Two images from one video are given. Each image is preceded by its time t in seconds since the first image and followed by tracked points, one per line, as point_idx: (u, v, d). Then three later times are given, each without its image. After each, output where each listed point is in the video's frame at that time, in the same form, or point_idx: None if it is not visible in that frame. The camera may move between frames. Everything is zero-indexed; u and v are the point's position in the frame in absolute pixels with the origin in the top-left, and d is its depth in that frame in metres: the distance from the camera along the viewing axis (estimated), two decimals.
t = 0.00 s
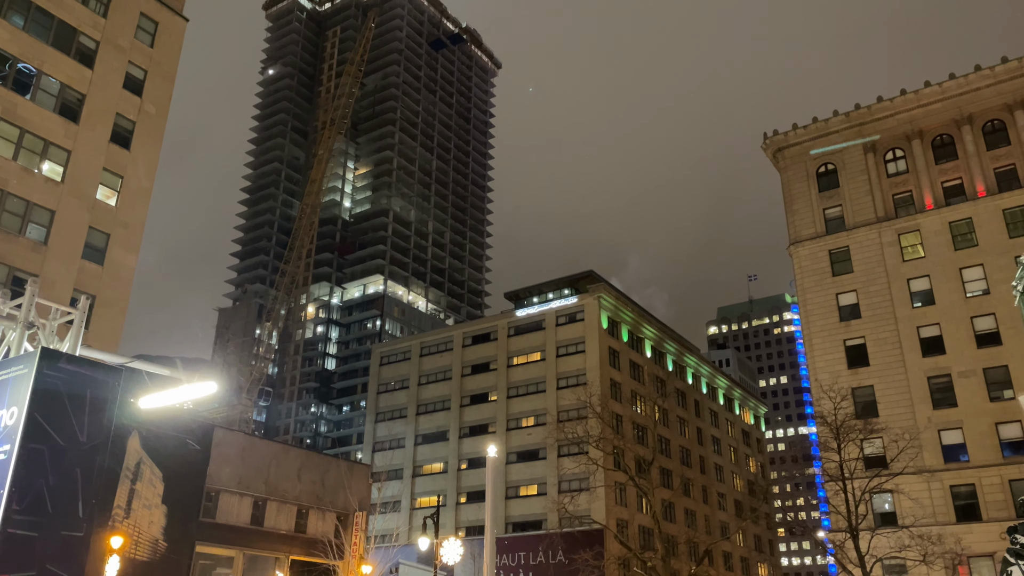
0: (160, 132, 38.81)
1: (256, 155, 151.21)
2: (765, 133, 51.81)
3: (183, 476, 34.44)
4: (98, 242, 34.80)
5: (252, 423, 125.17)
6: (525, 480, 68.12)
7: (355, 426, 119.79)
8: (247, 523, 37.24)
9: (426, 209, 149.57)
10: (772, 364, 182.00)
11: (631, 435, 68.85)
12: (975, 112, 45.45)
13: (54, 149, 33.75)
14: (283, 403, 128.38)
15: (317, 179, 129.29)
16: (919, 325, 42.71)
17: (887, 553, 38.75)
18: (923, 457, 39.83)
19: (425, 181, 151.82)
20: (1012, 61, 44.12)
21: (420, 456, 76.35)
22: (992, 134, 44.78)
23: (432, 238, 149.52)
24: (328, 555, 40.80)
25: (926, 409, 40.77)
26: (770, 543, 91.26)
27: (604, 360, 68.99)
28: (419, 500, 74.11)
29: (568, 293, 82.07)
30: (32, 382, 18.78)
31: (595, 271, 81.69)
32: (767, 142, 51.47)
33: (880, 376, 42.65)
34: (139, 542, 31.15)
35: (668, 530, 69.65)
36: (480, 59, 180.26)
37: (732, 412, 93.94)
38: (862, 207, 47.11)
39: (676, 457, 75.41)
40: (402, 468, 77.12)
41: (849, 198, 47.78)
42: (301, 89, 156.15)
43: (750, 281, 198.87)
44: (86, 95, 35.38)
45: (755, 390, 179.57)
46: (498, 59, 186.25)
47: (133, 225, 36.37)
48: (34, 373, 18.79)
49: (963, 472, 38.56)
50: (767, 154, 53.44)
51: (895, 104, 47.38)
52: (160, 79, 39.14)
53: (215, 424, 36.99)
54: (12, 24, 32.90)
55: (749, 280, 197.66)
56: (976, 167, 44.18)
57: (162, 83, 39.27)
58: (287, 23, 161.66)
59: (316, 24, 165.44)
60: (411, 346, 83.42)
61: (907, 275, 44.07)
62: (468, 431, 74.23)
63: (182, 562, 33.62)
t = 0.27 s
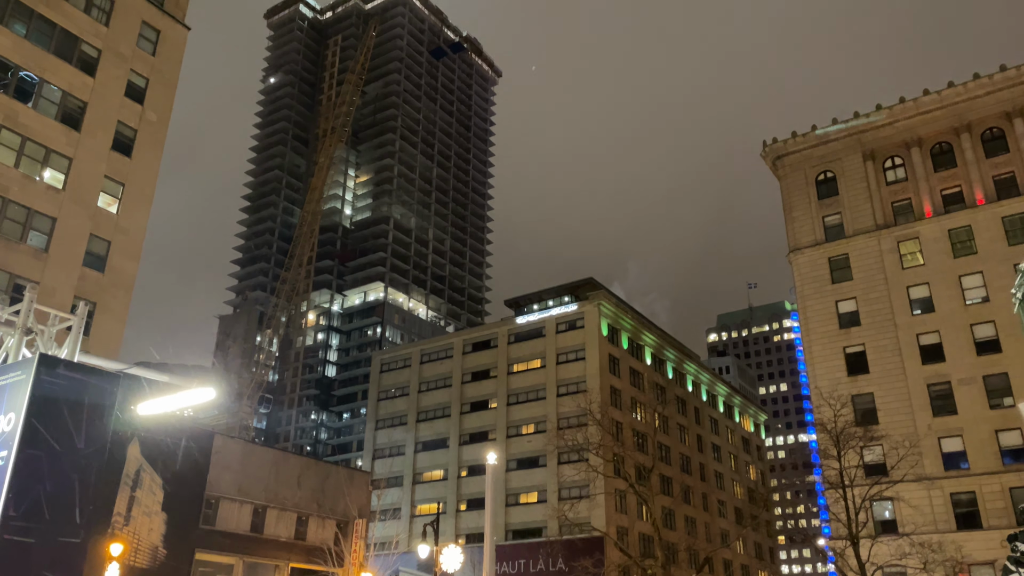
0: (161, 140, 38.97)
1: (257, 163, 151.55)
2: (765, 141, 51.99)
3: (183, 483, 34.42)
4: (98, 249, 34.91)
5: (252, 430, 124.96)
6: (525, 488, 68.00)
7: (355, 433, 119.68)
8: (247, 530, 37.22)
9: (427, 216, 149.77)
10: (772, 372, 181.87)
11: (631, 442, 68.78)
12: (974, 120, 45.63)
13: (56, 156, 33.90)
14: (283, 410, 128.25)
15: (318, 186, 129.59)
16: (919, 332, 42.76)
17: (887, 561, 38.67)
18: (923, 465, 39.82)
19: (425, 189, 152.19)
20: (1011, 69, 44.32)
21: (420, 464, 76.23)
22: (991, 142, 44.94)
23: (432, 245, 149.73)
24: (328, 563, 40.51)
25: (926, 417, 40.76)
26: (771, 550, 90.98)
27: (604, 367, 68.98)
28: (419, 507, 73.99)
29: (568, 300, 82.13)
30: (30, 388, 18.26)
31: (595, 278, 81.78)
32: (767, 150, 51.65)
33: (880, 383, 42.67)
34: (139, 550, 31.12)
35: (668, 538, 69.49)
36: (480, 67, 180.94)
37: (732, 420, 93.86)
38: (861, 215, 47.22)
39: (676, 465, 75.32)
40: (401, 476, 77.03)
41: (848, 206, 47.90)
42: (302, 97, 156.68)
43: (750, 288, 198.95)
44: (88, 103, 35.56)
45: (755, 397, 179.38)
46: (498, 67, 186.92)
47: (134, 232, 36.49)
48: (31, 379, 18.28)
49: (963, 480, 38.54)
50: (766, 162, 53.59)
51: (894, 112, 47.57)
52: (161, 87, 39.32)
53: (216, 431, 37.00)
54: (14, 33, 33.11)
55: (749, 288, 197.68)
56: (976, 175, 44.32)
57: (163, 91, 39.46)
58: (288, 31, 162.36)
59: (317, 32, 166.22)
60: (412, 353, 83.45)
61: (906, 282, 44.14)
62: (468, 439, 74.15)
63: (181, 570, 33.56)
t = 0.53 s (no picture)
0: (160, 148, 38.93)
1: (256, 170, 151.64)
2: (764, 149, 52.07)
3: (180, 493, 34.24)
4: (96, 257, 34.80)
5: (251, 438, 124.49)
6: (524, 497, 67.70)
7: (354, 441, 119.35)
8: (244, 540, 37.00)
9: (426, 224, 149.71)
10: (772, 380, 181.52)
11: (630, 451, 68.53)
12: (973, 128, 45.66)
13: (54, 164, 33.83)
14: (281, 419, 127.86)
15: (317, 194, 129.65)
16: (919, 341, 42.65)
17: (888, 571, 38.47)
18: (924, 474, 39.65)
19: (424, 197, 152.27)
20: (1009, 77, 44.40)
21: (419, 473, 75.90)
22: (990, 150, 44.96)
23: (431, 253, 149.68)
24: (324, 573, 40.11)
25: (926, 426, 40.61)
26: (771, 560, 90.56)
27: (603, 376, 68.81)
28: (417, 517, 73.61)
29: (568, 308, 82.01)
30: (17, 395, 21.82)
31: (595, 286, 81.67)
32: (766, 158, 51.71)
33: (880, 392, 42.53)
34: (136, 559, 30.95)
35: (668, 547, 69.15)
36: (480, 75, 181.37)
37: (732, 428, 93.58)
38: (861, 222, 47.20)
39: (676, 474, 75.03)
40: (400, 485, 76.67)
41: (848, 214, 47.88)
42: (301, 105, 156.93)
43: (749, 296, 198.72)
44: (87, 111, 35.54)
45: (755, 406, 178.97)
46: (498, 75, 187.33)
47: (132, 240, 36.38)
48: (18, 386, 21.75)
49: (964, 489, 38.35)
50: (766, 170, 53.64)
51: (893, 120, 47.63)
52: (160, 95, 39.32)
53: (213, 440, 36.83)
54: (13, 40, 33.10)
55: (748, 296, 197.41)
56: (975, 183, 44.32)
57: (163, 98, 39.45)
58: (288, 39, 162.82)
59: (317, 41, 166.71)
60: (410, 361, 83.27)
61: (906, 291, 44.06)
62: (467, 447, 73.89)
63: None
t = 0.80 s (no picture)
0: (158, 151, 38.92)
1: (255, 174, 151.63)
2: (762, 153, 52.11)
3: (176, 497, 34.19)
4: (93, 260, 34.73)
5: (249, 442, 124.07)
6: (523, 501, 67.55)
7: (353, 445, 119.20)
8: (241, 544, 36.81)
9: (425, 228, 149.69)
10: (772, 384, 181.35)
11: (629, 455, 68.40)
12: (972, 132, 45.66)
13: (51, 168, 33.77)
14: (280, 423, 127.61)
15: (316, 198, 129.56)
16: (917, 345, 42.61)
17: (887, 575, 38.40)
18: (923, 478, 39.55)
19: (424, 201, 152.27)
20: (1007, 81, 44.44)
21: (417, 477, 75.69)
22: (989, 154, 44.95)
23: (431, 257, 149.61)
24: None
25: (925, 429, 40.53)
26: (770, 564, 90.30)
27: (602, 380, 68.72)
28: (415, 521, 73.41)
29: (567, 311, 81.96)
30: None
31: (593, 290, 81.63)
32: (764, 162, 51.76)
33: (879, 397, 42.46)
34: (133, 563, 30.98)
35: (667, 552, 69.00)
36: (479, 79, 181.54)
37: (731, 432, 93.46)
38: (859, 226, 47.20)
39: (675, 478, 74.88)
40: (398, 489, 76.48)
41: (846, 218, 47.88)
42: (300, 109, 157.02)
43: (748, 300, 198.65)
44: (85, 115, 35.54)
45: (754, 410, 178.76)
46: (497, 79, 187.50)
47: (129, 244, 36.31)
48: None
49: (963, 493, 38.26)
50: (764, 174, 53.70)
51: (891, 124, 47.69)
52: (158, 98, 39.33)
53: (210, 443, 36.72)
54: (11, 43, 33.09)
55: (747, 299, 197.27)
56: (973, 187, 44.33)
57: (160, 102, 39.46)
58: (287, 43, 163.08)
59: (316, 44, 166.93)
60: (409, 365, 83.19)
61: (905, 294, 44.03)
62: (465, 451, 73.77)
63: None
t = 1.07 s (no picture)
0: (153, 152, 38.79)
1: (252, 175, 151.40)
2: (759, 153, 52.07)
3: (171, 498, 34.15)
4: (88, 261, 34.59)
5: (246, 444, 123.71)
6: (520, 502, 67.44)
7: (350, 447, 118.98)
8: (237, 546, 36.63)
9: (423, 228, 149.50)
10: (770, 385, 181.23)
11: (627, 456, 68.32)
12: (969, 133, 45.67)
13: (46, 168, 33.64)
14: (277, 424, 127.27)
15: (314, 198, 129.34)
16: (914, 345, 42.57)
17: None
18: (921, 479, 39.51)
19: (422, 201, 152.13)
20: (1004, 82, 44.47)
21: (414, 478, 75.55)
22: (986, 154, 44.96)
23: (428, 258, 149.48)
24: None
25: (923, 430, 40.48)
26: (768, 564, 90.18)
27: (599, 380, 68.67)
28: (412, 522, 73.26)
29: (564, 312, 81.89)
30: None
31: (591, 290, 81.55)
32: (762, 162, 51.72)
33: (877, 397, 42.41)
34: (128, 565, 31.25)
35: (664, 553, 68.89)
36: (477, 80, 181.55)
37: (728, 433, 93.39)
38: (856, 227, 47.18)
39: (673, 479, 74.78)
40: (395, 490, 76.33)
41: (844, 218, 47.85)
42: (298, 110, 156.85)
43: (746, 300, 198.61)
44: (80, 115, 35.42)
45: (752, 411, 178.63)
46: (495, 80, 187.38)
47: (125, 244, 36.17)
48: None
49: (961, 494, 38.22)
50: (761, 174, 53.65)
51: (889, 124, 47.67)
52: (153, 98, 39.22)
53: (205, 445, 36.66)
54: (6, 43, 32.97)
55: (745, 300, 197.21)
56: (970, 187, 44.34)
57: (156, 102, 39.34)
58: (285, 44, 162.98)
59: (314, 45, 166.88)
60: (407, 366, 83.08)
61: (902, 295, 44.01)
62: (463, 452, 73.66)
63: None
